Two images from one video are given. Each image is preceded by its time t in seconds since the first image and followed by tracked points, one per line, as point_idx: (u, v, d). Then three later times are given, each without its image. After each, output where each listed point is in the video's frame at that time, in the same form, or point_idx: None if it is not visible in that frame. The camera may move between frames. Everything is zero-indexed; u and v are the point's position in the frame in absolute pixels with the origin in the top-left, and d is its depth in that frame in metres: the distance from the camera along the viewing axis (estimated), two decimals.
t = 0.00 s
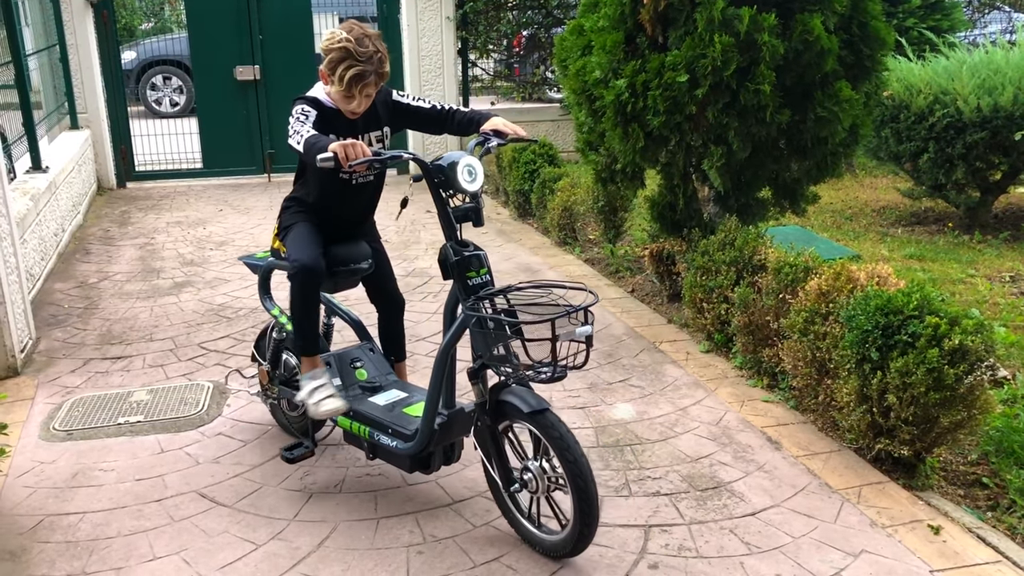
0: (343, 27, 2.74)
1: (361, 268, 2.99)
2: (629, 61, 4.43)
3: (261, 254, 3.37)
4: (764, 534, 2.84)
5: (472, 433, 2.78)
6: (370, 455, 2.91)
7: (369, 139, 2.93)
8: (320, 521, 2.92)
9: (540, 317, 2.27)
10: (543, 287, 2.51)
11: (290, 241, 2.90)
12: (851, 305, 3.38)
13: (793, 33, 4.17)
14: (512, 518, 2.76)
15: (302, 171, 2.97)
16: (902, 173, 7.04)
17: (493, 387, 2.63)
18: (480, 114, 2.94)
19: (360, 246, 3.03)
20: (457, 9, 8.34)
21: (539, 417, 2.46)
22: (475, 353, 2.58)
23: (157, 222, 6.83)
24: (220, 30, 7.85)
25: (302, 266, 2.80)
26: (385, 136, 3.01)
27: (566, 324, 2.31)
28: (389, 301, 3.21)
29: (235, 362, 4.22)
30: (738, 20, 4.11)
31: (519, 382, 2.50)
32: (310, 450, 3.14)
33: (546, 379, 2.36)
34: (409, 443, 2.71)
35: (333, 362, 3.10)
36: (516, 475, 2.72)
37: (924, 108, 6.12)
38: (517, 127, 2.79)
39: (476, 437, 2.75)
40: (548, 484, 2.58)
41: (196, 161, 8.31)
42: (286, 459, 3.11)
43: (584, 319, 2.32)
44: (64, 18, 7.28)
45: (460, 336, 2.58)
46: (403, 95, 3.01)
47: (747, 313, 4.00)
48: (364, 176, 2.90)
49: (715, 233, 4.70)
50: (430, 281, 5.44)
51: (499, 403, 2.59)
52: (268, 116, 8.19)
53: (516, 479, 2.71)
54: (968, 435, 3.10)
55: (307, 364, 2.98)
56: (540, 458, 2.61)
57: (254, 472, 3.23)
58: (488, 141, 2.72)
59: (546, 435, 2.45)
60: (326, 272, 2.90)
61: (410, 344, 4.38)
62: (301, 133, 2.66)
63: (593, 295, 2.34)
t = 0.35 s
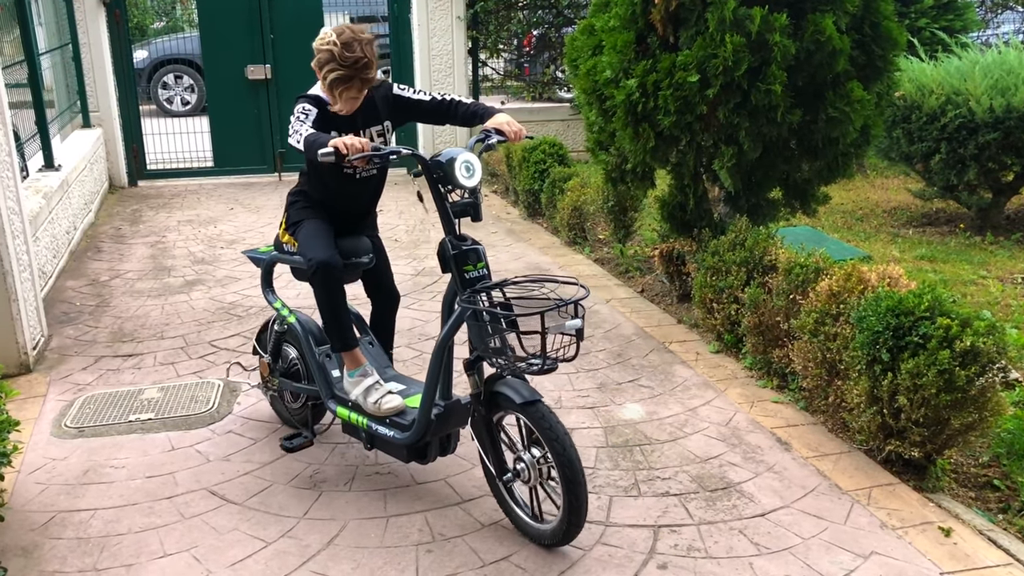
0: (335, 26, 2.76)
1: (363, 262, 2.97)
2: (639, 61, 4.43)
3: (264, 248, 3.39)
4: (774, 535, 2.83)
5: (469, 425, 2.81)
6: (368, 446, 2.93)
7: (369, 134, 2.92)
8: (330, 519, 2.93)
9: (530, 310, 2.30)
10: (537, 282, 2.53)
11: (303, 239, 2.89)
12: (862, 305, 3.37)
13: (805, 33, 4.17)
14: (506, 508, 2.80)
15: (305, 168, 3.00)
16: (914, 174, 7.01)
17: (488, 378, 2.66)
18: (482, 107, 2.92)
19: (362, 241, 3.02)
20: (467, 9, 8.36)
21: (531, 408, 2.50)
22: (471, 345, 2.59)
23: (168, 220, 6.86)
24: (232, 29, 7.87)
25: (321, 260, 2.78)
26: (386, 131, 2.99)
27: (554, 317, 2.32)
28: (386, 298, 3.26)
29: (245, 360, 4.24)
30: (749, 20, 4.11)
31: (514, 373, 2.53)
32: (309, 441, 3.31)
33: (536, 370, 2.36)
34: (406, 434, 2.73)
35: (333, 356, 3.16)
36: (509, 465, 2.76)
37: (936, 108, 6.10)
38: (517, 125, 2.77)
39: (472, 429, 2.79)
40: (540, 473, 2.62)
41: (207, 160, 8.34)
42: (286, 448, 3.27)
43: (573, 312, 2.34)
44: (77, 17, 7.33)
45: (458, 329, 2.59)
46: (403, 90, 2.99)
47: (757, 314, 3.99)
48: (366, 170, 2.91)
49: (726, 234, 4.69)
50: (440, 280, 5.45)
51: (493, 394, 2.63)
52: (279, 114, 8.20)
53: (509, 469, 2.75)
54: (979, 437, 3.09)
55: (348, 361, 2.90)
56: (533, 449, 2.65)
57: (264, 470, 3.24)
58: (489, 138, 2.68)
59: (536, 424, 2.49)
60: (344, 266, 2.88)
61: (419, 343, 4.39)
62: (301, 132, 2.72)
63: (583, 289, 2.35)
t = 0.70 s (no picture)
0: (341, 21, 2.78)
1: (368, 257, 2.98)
2: (649, 61, 4.43)
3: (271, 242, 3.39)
4: (783, 535, 2.83)
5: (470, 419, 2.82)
6: (369, 438, 2.94)
7: (377, 130, 2.94)
8: (338, 517, 2.94)
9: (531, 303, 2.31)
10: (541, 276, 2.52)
11: (308, 232, 2.89)
12: (872, 306, 3.36)
13: (815, 34, 4.16)
14: (506, 500, 2.81)
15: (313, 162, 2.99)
16: (925, 175, 6.99)
17: (489, 370, 2.66)
18: (489, 105, 2.92)
19: (367, 237, 3.02)
20: (477, 9, 8.37)
21: (532, 401, 2.51)
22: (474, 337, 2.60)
23: (178, 219, 6.89)
24: (242, 28, 7.90)
25: (325, 254, 2.79)
26: (395, 128, 3.01)
27: (556, 310, 2.32)
28: (389, 294, 3.28)
29: (255, 358, 4.25)
30: (759, 20, 4.10)
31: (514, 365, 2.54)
32: (310, 432, 3.42)
33: (537, 363, 2.38)
34: (407, 425, 2.74)
35: (336, 349, 3.18)
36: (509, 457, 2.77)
37: (947, 109, 6.08)
38: (522, 124, 2.77)
39: (473, 421, 2.79)
40: (538, 464, 2.63)
41: (217, 159, 8.38)
42: (288, 438, 3.38)
43: (574, 305, 2.34)
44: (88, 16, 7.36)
45: (460, 322, 2.59)
46: (411, 87, 3.00)
47: (767, 314, 3.98)
48: (372, 166, 2.93)
49: (735, 234, 4.68)
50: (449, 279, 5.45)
51: (494, 387, 2.63)
52: (289, 113, 8.23)
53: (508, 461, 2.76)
54: (989, 439, 3.08)
55: (351, 354, 2.92)
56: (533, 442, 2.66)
57: (274, 468, 3.26)
58: (494, 136, 2.69)
59: (534, 414, 2.50)
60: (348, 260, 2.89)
61: (428, 342, 4.40)
62: (316, 130, 2.70)
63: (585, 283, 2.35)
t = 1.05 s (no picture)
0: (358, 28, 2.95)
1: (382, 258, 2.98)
2: (657, 61, 4.42)
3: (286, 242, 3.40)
4: (790, 537, 2.82)
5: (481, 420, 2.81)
6: (382, 438, 2.94)
7: (392, 126, 2.93)
8: (345, 517, 2.94)
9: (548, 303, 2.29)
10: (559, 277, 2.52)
11: (320, 232, 2.89)
12: (880, 307, 3.35)
13: (823, 34, 4.15)
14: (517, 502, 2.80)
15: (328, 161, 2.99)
16: (933, 175, 6.96)
17: (504, 370, 2.64)
18: (506, 108, 2.91)
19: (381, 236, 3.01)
20: (484, 9, 8.37)
21: (548, 402, 2.49)
22: (489, 337, 2.60)
23: (185, 218, 6.91)
24: (249, 27, 7.92)
25: (332, 254, 2.79)
26: (409, 125, 3.00)
27: (574, 309, 2.31)
28: (393, 288, 3.31)
29: (262, 357, 4.26)
30: (767, 20, 4.09)
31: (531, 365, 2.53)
32: (322, 431, 3.38)
33: (553, 362, 2.38)
34: (420, 425, 2.74)
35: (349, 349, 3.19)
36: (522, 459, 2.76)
37: (956, 109, 6.06)
38: (540, 127, 2.76)
39: (487, 422, 2.78)
40: (553, 466, 2.62)
41: (225, 158, 8.40)
42: (301, 438, 3.33)
43: (592, 305, 2.32)
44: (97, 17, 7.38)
45: (475, 322, 2.60)
46: (428, 86, 3.00)
47: (774, 315, 3.97)
48: (386, 161, 2.91)
49: (742, 235, 4.68)
50: (456, 279, 5.46)
51: (509, 387, 2.62)
52: (296, 115, 8.24)
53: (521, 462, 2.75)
54: (998, 440, 3.07)
55: (359, 354, 2.92)
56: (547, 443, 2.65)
57: (281, 467, 3.26)
58: (513, 138, 2.68)
59: (550, 416, 2.49)
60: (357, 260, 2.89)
61: (435, 342, 4.40)
62: (334, 112, 2.72)
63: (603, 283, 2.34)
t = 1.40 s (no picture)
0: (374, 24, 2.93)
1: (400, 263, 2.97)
2: (660, 60, 4.42)
3: (295, 246, 3.39)
4: (794, 537, 2.82)
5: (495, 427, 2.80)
6: (397, 446, 2.93)
7: (413, 123, 2.92)
8: (348, 517, 2.94)
9: (573, 309, 2.28)
10: (576, 284, 2.51)
11: (350, 231, 2.86)
12: (884, 307, 3.35)
13: (827, 33, 4.14)
14: (532, 510, 2.78)
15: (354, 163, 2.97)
16: (937, 175, 6.95)
17: (521, 379, 2.62)
18: (520, 110, 2.90)
19: (396, 244, 3.01)
20: (487, 8, 8.37)
21: (568, 410, 2.48)
22: (504, 344, 2.59)
23: (189, 218, 6.91)
24: (254, 27, 7.92)
25: (367, 254, 2.76)
26: (429, 121, 2.98)
27: (597, 317, 2.31)
28: (411, 296, 3.28)
29: (266, 357, 4.26)
30: (771, 20, 4.08)
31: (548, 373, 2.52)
32: (337, 439, 3.36)
33: (575, 371, 2.35)
34: (435, 434, 2.73)
35: (362, 354, 3.16)
36: (538, 467, 2.73)
37: (960, 109, 6.05)
38: (552, 129, 2.76)
39: (501, 432, 2.76)
40: (572, 477, 2.60)
41: (228, 158, 8.40)
42: (313, 446, 3.33)
43: (614, 312, 2.35)
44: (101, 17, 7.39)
45: (490, 329, 2.61)
46: (446, 84, 3.01)
47: (778, 315, 3.96)
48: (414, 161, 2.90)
49: (746, 234, 4.67)
50: (459, 279, 5.46)
51: (527, 396, 2.59)
52: (299, 115, 8.25)
53: (538, 471, 2.73)
54: (1002, 440, 3.06)
55: (374, 354, 2.91)
56: (567, 452, 2.63)
57: (284, 467, 3.26)
58: (525, 140, 2.69)
59: (573, 428, 2.47)
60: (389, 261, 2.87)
61: (439, 342, 4.40)
62: (353, 115, 2.69)
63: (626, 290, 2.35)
